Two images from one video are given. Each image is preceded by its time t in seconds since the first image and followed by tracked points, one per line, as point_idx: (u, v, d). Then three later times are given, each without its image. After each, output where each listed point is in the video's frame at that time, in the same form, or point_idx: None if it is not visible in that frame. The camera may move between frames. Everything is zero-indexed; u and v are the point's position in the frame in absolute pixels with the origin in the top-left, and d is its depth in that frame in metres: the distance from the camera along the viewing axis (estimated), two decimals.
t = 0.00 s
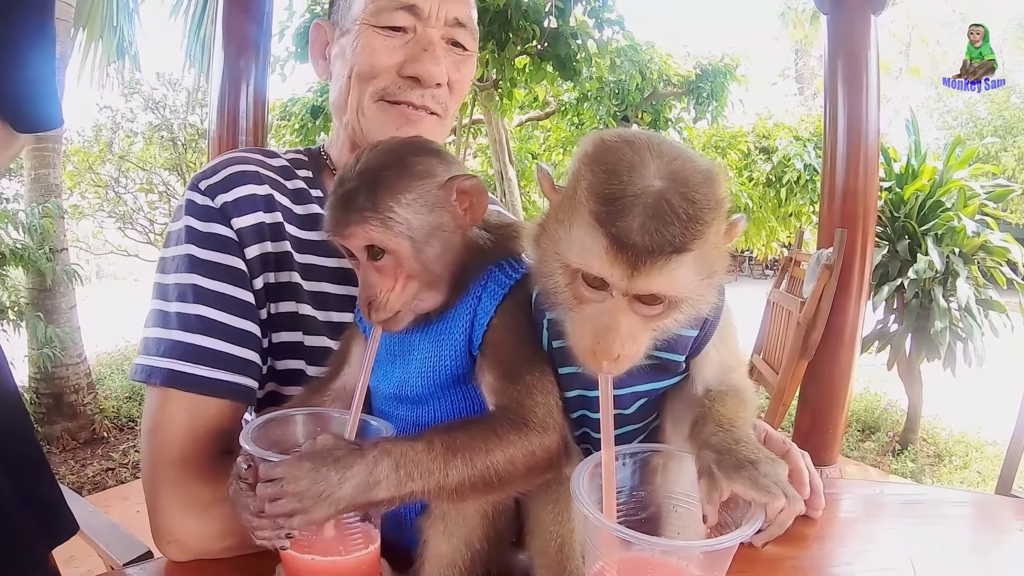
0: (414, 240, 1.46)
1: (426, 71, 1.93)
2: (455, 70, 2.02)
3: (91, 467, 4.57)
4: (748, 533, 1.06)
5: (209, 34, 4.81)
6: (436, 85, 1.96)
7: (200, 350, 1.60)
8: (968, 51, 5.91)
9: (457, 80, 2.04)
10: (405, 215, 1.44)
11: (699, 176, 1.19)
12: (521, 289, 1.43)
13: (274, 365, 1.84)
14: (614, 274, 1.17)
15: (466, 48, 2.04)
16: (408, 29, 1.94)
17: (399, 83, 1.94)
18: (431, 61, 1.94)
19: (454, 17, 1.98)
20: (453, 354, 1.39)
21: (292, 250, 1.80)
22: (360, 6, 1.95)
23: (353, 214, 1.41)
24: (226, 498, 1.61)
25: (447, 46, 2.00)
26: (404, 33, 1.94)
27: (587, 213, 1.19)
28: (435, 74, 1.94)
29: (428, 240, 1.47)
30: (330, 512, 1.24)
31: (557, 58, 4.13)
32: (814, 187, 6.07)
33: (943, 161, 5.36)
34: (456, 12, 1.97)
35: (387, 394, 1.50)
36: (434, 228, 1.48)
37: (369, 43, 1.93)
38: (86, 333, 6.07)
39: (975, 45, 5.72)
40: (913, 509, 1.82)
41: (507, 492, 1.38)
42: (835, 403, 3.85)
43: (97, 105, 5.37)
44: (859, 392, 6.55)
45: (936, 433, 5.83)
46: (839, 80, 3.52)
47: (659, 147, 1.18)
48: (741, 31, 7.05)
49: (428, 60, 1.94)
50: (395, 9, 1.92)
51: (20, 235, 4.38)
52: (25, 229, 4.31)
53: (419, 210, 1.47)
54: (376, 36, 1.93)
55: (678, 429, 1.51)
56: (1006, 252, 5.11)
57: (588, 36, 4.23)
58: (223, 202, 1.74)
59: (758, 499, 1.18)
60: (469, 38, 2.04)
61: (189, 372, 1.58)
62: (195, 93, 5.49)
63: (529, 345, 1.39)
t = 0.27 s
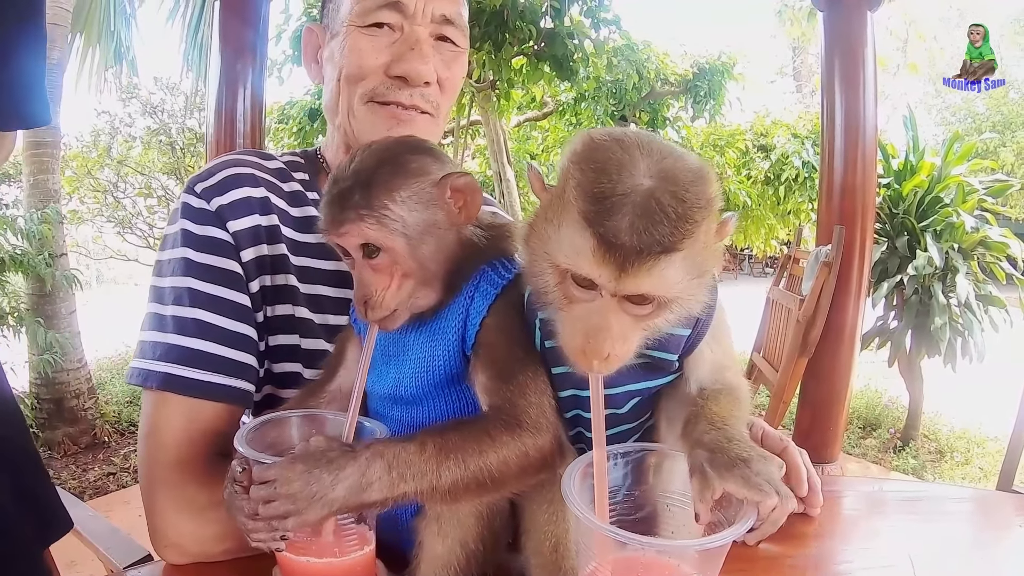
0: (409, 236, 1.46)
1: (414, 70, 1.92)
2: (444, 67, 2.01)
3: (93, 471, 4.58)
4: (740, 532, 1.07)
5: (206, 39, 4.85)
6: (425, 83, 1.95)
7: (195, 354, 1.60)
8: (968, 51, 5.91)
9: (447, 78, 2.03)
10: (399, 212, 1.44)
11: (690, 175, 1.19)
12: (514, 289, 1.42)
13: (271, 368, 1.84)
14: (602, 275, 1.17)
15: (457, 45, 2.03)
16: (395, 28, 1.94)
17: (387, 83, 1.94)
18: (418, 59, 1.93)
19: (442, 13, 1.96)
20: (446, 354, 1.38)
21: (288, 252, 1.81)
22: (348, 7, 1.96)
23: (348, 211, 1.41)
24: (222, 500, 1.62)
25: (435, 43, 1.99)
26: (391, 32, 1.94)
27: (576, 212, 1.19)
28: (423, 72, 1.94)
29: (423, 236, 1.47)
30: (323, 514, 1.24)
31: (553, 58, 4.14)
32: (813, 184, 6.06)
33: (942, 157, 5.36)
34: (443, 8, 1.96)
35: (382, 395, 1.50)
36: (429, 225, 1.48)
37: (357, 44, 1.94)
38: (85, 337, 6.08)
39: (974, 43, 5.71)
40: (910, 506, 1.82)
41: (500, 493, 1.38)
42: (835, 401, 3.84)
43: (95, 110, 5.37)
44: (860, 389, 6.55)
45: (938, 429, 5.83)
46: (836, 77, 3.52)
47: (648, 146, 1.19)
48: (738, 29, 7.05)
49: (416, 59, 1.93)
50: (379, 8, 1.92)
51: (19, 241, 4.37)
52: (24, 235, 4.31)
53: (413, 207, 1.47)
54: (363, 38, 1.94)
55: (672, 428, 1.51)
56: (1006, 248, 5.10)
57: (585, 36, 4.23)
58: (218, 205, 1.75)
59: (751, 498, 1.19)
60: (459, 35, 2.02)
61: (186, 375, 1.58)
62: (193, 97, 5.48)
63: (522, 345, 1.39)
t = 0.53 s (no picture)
0: (415, 236, 1.46)
1: (400, 71, 1.92)
2: (435, 65, 1.99)
3: (94, 474, 4.58)
4: (746, 531, 1.07)
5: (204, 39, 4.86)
6: (413, 84, 1.94)
7: (198, 357, 1.61)
8: (968, 51, 5.91)
9: (438, 77, 2.01)
10: (405, 211, 1.44)
11: (696, 176, 1.19)
12: (518, 289, 1.43)
13: (274, 370, 1.84)
14: (609, 277, 1.18)
15: (448, 42, 2.02)
16: (382, 29, 1.94)
17: (376, 86, 1.93)
18: (405, 59, 1.93)
19: (429, 11, 1.96)
20: (450, 355, 1.38)
21: (290, 254, 1.81)
22: (336, 12, 1.97)
23: (353, 209, 1.41)
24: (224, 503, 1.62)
25: (425, 41, 1.99)
26: (378, 32, 1.95)
27: (582, 214, 1.19)
28: (411, 72, 1.93)
29: (428, 235, 1.47)
30: (328, 516, 1.24)
31: (552, 58, 4.15)
32: (812, 183, 6.05)
33: (941, 156, 5.37)
34: (430, 6, 1.96)
35: (385, 396, 1.50)
36: (434, 225, 1.49)
37: (344, 47, 1.94)
38: (86, 340, 6.07)
39: (975, 44, 5.71)
40: (912, 504, 1.82)
41: (505, 494, 1.39)
42: (836, 399, 3.84)
43: (94, 113, 5.37)
44: (861, 387, 6.56)
45: (938, 427, 5.83)
46: (835, 76, 3.51)
47: (655, 148, 1.19)
48: (737, 28, 7.06)
49: (404, 59, 1.93)
50: (365, 11, 1.93)
51: (19, 245, 4.38)
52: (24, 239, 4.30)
53: (419, 206, 1.47)
54: (349, 41, 1.94)
55: (675, 427, 1.51)
56: (1006, 245, 5.11)
57: (584, 36, 4.23)
58: (220, 207, 1.74)
59: (755, 497, 1.19)
60: (448, 31, 2.02)
61: (189, 378, 1.59)
62: (192, 99, 5.47)
63: (525, 346, 1.40)
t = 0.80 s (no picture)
0: (404, 245, 1.45)
1: (388, 76, 1.93)
2: (423, 68, 1.99)
3: (94, 479, 4.58)
4: (737, 531, 1.08)
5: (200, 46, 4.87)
6: (402, 87, 1.95)
7: (194, 361, 1.61)
8: (968, 51, 5.91)
9: (427, 79, 2.01)
10: (394, 220, 1.44)
11: (682, 176, 1.20)
12: (510, 292, 1.44)
13: (271, 373, 1.85)
14: (598, 270, 1.18)
15: (436, 45, 2.02)
16: (369, 34, 1.94)
17: (365, 91, 1.94)
18: (392, 64, 1.94)
19: (416, 15, 1.96)
20: (443, 357, 1.38)
21: (286, 258, 1.81)
22: (325, 20, 1.97)
23: (343, 221, 1.41)
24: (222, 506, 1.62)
25: (413, 45, 1.99)
26: (366, 38, 1.94)
27: (570, 215, 1.20)
28: (399, 76, 1.94)
29: (418, 245, 1.47)
30: (323, 517, 1.25)
31: (548, 61, 4.15)
32: (810, 183, 6.05)
33: (938, 154, 5.37)
34: (418, 10, 1.96)
35: (380, 399, 1.50)
36: (426, 234, 1.49)
37: (333, 54, 1.94)
38: (85, 345, 6.08)
39: (974, 44, 5.72)
40: (908, 503, 1.83)
41: (499, 495, 1.39)
42: (835, 398, 3.85)
43: (92, 118, 5.38)
44: (860, 386, 6.56)
45: (938, 425, 5.84)
46: (831, 75, 3.52)
47: (642, 148, 1.19)
48: (734, 28, 7.07)
49: (391, 65, 1.93)
50: (352, 17, 1.93)
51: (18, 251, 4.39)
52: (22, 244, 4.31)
53: (410, 215, 1.47)
54: (338, 48, 1.94)
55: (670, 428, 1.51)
56: (1004, 243, 5.11)
57: (580, 38, 4.23)
58: (215, 213, 1.75)
59: (747, 496, 1.19)
60: (436, 35, 2.01)
61: (186, 383, 1.59)
62: (190, 103, 5.48)
63: (519, 347, 1.40)
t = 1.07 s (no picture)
0: (412, 249, 1.46)
1: (381, 80, 1.93)
2: (416, 71, 1.99)
3: (93, 483, 4.57)
4: (746, 533, 1.08)
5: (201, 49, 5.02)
6: (395, 91, 1.95)
7: (201, 366, 1.61)
8: (967, 51, 5.94)
9: (421, 82, 2.00)
10: (404, 224, 1.45)
11: (688, 183, 1.21)
12: (519, 298, 1.45)
13: (276, 379, 1.86)
14: (604, 285, 1.19)
15: (428, 48, 2.01)
16: (360, 41, 1.94)
17: (359, 96, 1.93)
18: (385, 69, 1.94)
19: (406, 18, 1.96)
20: (454, 362, 1.40)
21: (291, 264, 1.82)
22: (316, 30, 1.98)
23: (353, 223, 1.42)
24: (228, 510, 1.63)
25: (405, 49, 1.98)
26: (357, 45, 1.94)
27: (577, 225, 1.21)
28: (391, 80, 1.94)
29: (426, 248, 1.48)
30: (335, 524, 1.25)
31: (548, 66, 4.16)
32: (809, 188, 6.06)
33: (936, 159, 5.39)
34: (406, 13, 1.96)
35: (388, 405, 1.51)
36: (434, 237, 1.50)
37: (325, 62, 1.95)
38: (83, 348, 6.06)
39: (974, 45, 5.75)
40: (911, 506, 1.84)
41: (509, 500, 1.39)
42: (835, 403, 3.86)
43: (93, 121, 5.39)
44: (859, 391, 6.57)
45: (937, 430, 5.84)
46: (830, 81, 3.53)
47: (647, 157, 1.20)
48: (733, 34, 7.09)
49: (383, 70, 1.94)
50: (342, 25, 1.93)
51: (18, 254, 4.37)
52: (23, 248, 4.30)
53: (419, 219, 1.48)
54: (330, 56, 1.95)
55: (676, 433, 1.52)
56: (1002, 248, 5.13)
57: (580, 44, 4.25)
58: (221, 218, 1.76)
59: (755, 499, 1.20)
60: (428, 38, 2.01)
61: (191, 389, 1.60)
62: (190, 107, 5.47)
63: (527, 353, 1.41)
